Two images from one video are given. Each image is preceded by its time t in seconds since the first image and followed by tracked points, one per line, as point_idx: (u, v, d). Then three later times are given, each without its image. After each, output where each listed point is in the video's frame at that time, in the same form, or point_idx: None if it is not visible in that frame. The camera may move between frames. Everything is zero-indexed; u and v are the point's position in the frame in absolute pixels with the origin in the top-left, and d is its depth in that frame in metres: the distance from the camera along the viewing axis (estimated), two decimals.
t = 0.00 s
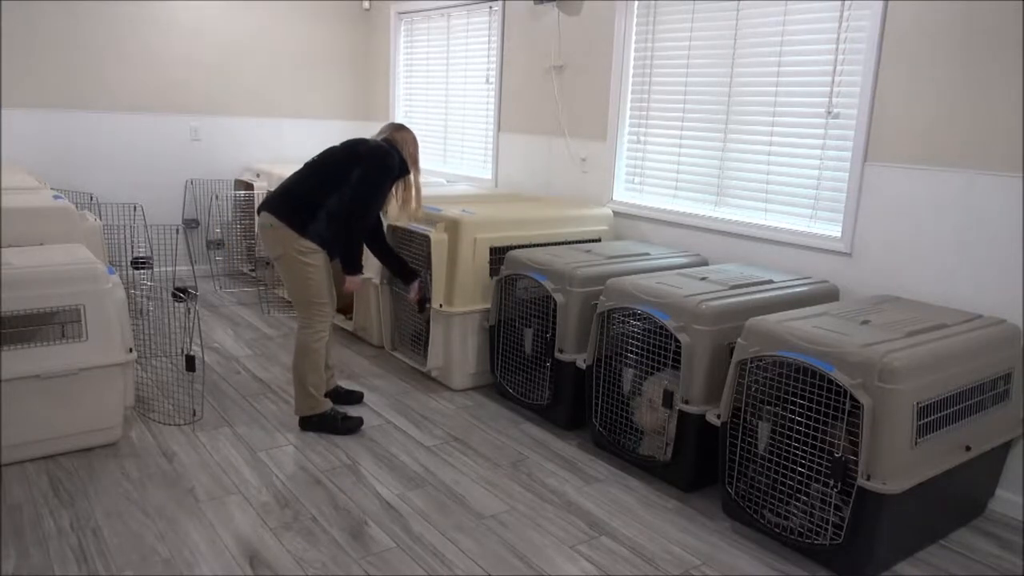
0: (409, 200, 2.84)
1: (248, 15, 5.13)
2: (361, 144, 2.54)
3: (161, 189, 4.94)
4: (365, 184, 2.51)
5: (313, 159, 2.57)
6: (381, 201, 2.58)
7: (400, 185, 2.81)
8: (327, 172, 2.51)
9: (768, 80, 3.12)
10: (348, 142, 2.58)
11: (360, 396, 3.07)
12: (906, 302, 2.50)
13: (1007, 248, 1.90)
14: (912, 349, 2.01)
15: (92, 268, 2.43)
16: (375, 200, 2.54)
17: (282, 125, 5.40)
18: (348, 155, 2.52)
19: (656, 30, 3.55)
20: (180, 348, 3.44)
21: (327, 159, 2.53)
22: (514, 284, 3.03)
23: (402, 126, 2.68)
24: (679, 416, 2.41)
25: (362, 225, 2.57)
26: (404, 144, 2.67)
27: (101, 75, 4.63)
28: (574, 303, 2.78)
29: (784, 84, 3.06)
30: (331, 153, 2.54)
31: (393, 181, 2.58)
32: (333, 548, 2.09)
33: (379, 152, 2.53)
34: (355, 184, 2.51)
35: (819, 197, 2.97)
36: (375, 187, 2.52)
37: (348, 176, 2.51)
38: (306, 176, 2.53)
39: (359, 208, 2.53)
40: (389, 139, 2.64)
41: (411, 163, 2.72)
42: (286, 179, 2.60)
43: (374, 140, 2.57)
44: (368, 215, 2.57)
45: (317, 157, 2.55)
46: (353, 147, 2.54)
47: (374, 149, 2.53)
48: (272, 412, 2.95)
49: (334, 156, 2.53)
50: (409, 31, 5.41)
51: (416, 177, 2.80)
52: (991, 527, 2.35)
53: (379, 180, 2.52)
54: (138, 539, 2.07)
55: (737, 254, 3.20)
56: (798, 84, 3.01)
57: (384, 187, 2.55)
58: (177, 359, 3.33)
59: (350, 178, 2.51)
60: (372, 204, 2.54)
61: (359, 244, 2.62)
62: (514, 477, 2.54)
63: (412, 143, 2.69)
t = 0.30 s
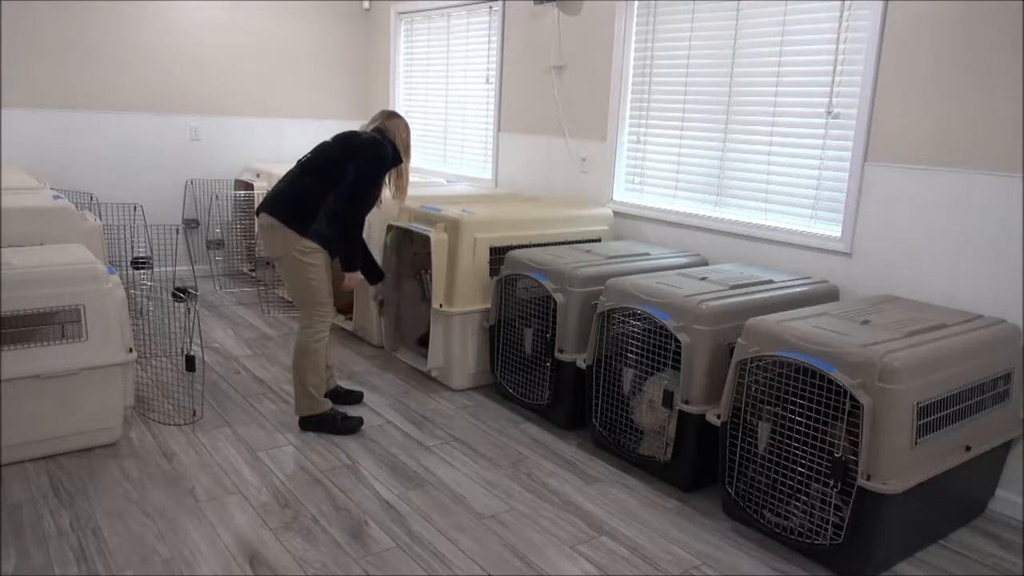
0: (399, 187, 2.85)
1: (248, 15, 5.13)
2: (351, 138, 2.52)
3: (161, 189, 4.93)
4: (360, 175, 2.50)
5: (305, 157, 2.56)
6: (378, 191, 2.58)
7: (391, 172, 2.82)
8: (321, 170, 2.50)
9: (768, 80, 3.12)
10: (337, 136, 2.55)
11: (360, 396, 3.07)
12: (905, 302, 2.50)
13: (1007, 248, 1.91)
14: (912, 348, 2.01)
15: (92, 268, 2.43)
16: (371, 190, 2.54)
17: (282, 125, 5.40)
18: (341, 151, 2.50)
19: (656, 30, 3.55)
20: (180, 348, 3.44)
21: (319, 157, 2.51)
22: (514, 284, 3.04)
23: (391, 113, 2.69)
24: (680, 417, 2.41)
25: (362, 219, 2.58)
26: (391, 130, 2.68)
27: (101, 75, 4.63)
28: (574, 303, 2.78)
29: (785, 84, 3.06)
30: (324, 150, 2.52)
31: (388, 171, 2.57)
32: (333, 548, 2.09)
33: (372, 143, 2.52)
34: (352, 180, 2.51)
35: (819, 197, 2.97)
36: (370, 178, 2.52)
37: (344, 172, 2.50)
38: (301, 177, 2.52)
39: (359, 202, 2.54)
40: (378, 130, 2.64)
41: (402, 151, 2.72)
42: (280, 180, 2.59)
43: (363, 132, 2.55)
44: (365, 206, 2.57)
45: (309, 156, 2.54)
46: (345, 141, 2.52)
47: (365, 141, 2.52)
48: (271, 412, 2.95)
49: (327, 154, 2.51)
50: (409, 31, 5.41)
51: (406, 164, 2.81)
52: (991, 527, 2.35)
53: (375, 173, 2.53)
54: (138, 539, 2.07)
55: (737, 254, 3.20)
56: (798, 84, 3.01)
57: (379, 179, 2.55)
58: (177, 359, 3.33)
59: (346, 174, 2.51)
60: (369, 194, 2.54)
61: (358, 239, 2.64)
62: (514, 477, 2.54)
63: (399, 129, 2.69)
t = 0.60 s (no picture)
0: (388, 148, 2.74)
1: (247, 15, 5.13)
2: (331, 128, 2.49)
3: (161, 189, 4.93)
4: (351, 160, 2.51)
5: (294, 158, 2.55)
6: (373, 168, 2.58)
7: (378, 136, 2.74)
8: (314, 167, 2.50)
9: (768, 80, 3.12)
10: (316, 129, 2.52)
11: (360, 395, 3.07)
12: (906, 302, 2.50)
13: (1008, 248, 1.91)
14: (912, 348, 2.01)
15: (92, 268, 2.43)
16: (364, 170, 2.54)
17: (283, 125, 5.40)
18: (327, 145, 2.49)
19: (656, 30, 3.55)
20: (180, 348, 3.44)
21: (308, 156, 2.50)
22: (514, 284, 3.04)
23: (370, 72, 2.64)
24: (680, 417, 2.41)
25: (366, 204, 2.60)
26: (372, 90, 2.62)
27: (102, 75, 4.63)
28: (574, 303, 2.78)
29: (785, 84, 3.06)
30: (310, 146, 2.50)
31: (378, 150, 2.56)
32: (333, 548, 2.09)
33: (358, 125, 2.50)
34: (346, 169, 2.51)
35: (819, 197, 2.97)
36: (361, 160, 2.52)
37: (337, 163, 2.50)
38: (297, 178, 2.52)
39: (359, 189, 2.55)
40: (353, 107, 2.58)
41: (385, 110, 2.66)
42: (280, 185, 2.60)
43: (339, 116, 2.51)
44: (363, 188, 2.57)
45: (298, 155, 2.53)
46: (327, 132, 2.49)
47: (347, 127, 2.49)
48: (271, 412, 2.95)
49: (314, 150, 2.50)
50: (409, 31, 5.41)
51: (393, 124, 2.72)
52: (990, 528, 2.36)
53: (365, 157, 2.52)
54: (138, 539, 2.07)
55: (737, 254, 3.20)
56: (798, 85, 3.01)
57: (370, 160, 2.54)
58: (177, 359, 3.33)
59: (338, 165, 2.50)
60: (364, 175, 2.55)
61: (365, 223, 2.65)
62: (514, 477, 2.54)
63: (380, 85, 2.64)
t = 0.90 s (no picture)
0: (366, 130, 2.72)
1: (247, 15, 5.13)
2: (314, 128, 2.46)
3: (161, 189, 4.93)
4: (340, 157, 2.48)
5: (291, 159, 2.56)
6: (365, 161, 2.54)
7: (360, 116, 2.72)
8: (307, 166, 2.50)
9: (768, 80, 3.12)
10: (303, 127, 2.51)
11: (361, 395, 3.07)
12: (905, 302, 2.50)
13: (1007, 247, 1.91)
14: (912, 348, 2.01)
15: (92, 268, 2.43)
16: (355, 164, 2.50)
17: (283, 125, 5.40)
18: (315, 144, 2.47)
19: (656, 30, 3.55)
20: (180, 348, 3.44)
21: (300, 156, 2.50)
22: (514, 284, 3.04)
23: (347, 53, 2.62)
24: (680, 417, 2.41)
25: (366, 198, 2.57)
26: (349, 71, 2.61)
27: (102, 75, 4.64)
28: (574, 303, 2.78)
29: (784, 84, 3.06)
30: (301, 146, 2.49)
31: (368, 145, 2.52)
32: (333, 548, 2.09)
33: (341, 121, 2.46)
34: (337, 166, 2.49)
35: (819, 197, 2.97)
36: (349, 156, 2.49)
37: (328, 161, 2.48)
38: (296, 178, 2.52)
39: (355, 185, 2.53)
40: (327, 97, 2.53)
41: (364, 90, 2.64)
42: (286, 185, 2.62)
43: (322, 113, 2.47)
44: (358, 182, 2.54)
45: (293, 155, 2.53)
46: (312, 131, 2.47)
47: (330, 124, 2.46)
48: (271, 412, 2.95)
49: (304, 150, 2.49)
50: (409, 31, 5.40)
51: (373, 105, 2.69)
52: (990, 528, 2.36)
53: (354, 153, 2.49)
54: (138, 539, 2.07)
55: (737, 254, 3.20)
56: (798, 85, 3.01)
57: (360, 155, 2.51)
58: (177, 359, 3.33)
59: (330, 164, 2.48)
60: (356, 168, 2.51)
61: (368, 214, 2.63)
62: (514, 477, 2.54)
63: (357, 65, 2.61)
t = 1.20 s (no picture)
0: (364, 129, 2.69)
1: (247, 15, 5.13)
2: (310, 128, 2.47)
3: (161, 189, 4.93)
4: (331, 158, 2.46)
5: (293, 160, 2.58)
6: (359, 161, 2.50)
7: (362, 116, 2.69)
8: (305, 167, 2.51)
9: (768, 80, 3.12)
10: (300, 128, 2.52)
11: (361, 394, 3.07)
12: (905, 302, 2.50)
13: (1007, 247, 1.91)
14: (912, 348, 2.01)
15: (92, 268, 2.43)
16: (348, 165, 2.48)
17: (282, 126, 5.40)
18: (311, 145, 2.48)
19: (656, 30, 3.55)
20: (180, 348, 3.44)
21: (298, 156, 2.51)
22: (514, 284, 3.04)
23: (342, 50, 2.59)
24: (680, 417, 2.40)
25: (363, 198, 2.54)
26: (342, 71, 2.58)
27: (102, 75, 4.64)
28: (574, 303, 2.78)
29: (784, 84, 3.06)
30: (298, 146, 2.51)
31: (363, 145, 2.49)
32: (333, 548, 2.09)
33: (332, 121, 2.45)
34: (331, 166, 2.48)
35: (819, 197, 2.97)
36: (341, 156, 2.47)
37: (322, 161, 2.47)
38: (296, 178, 2.54)
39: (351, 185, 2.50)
40: (323, 97, 2.54)
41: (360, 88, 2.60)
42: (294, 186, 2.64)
43: (316, 113, 2.48)
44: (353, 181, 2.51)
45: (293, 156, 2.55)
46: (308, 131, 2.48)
47: (322, 125, 2.46)
48: (271, 412, 2.95)
49: (301, 151, 2.50)
50: (409, 31, 5.40)
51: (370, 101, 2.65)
52: (989, 528, 2.35)
53: (347, 154, 2.47)
54: (138, 539, 2.07)
55: (737, 254, 3.20)
56: (798, 85, 3.01)
57: (354, 155, 2.49)
58: (177, 359, 3.33)
59: (324, 164, 2.48)
60: (348, 170, 2.49)
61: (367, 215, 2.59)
62: (514, 477, 2.54)
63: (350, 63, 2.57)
